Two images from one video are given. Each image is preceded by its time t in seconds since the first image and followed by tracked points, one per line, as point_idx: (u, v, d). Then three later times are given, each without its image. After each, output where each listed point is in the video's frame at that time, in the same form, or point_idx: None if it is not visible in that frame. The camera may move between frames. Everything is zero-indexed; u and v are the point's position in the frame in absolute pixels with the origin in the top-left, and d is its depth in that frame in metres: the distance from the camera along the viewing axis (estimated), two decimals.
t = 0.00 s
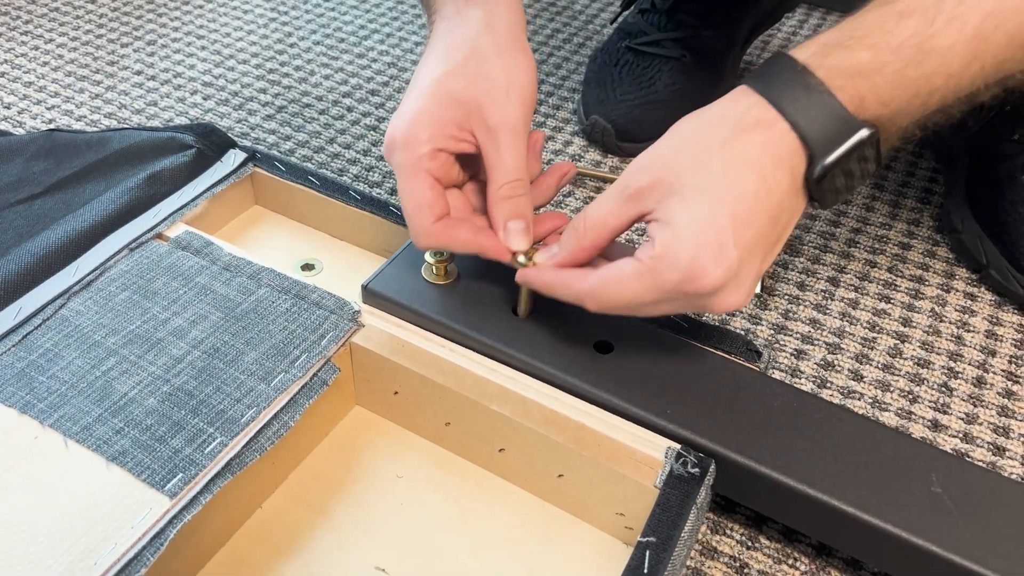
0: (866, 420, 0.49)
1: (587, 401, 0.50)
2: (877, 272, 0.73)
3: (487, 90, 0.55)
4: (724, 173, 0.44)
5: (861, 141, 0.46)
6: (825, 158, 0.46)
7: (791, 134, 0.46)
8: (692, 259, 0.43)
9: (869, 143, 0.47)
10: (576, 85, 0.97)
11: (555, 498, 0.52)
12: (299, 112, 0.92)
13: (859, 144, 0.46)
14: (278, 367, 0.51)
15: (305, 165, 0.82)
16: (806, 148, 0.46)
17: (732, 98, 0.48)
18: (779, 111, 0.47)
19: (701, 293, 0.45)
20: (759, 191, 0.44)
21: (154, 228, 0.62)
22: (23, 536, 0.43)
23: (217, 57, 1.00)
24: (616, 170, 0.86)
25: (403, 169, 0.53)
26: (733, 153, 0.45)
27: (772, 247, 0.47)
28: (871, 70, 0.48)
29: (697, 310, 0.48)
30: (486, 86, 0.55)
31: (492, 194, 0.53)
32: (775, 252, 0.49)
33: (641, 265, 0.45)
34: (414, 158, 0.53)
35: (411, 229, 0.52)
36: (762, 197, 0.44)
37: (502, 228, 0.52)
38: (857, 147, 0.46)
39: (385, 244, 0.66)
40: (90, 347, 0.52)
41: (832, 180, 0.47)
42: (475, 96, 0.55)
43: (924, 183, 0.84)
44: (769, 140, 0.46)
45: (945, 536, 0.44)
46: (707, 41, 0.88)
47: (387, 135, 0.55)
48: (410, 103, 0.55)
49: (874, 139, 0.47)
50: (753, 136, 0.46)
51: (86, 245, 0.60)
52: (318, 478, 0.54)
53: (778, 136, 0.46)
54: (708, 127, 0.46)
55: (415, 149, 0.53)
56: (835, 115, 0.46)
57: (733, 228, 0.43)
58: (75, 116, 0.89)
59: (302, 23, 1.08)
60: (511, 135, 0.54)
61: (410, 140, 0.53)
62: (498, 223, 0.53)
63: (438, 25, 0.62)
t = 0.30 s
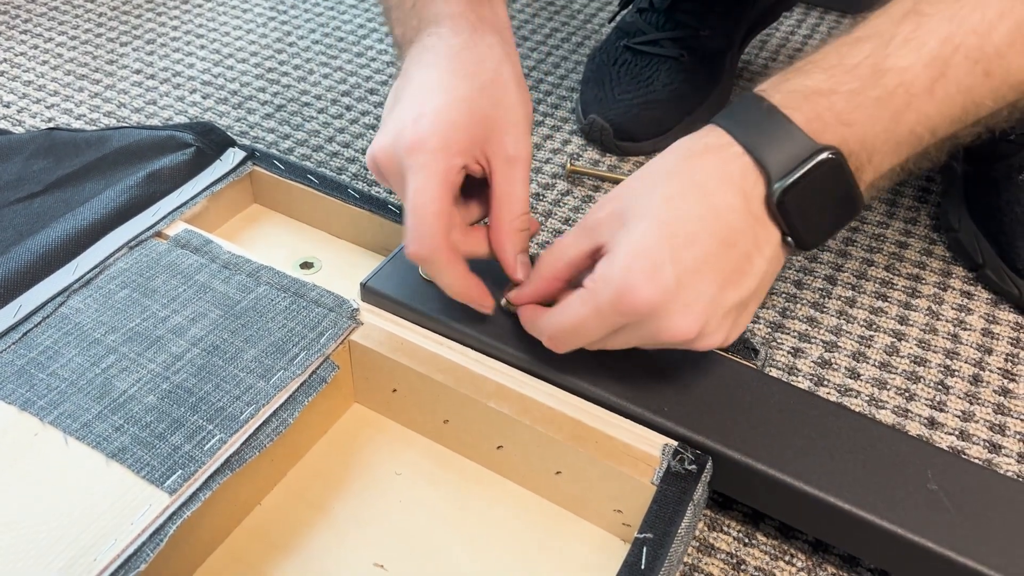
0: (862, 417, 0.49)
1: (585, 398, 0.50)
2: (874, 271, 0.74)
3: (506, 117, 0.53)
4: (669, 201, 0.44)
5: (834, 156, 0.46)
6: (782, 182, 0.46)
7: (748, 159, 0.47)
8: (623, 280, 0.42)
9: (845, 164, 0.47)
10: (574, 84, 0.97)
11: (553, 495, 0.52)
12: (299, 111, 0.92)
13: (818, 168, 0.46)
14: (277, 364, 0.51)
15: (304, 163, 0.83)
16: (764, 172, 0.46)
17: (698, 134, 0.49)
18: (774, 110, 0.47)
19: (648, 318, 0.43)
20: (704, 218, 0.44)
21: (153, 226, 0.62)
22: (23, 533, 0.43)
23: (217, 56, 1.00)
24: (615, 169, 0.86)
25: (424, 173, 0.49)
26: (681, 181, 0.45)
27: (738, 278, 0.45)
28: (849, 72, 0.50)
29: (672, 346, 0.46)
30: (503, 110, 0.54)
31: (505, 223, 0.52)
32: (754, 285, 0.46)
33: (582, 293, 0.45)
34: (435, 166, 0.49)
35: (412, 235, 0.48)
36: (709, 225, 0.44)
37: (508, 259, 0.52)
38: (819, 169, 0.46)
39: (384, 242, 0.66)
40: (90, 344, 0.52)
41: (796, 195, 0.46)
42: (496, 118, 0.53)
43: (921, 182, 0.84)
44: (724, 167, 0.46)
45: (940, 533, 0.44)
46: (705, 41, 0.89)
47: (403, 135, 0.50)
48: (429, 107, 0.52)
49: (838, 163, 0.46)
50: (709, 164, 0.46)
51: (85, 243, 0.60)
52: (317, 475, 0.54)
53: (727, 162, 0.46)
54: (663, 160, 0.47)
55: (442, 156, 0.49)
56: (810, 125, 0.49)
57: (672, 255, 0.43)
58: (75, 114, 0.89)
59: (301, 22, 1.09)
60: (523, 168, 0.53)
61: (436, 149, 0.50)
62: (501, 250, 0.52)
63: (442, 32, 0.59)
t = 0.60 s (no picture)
0: (861, 415, 0.50)
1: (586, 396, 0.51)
2: (873, 269, 0.74)
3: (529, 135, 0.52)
4: (728, 164, 0.45)
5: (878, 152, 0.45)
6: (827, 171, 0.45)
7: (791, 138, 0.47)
8: (670, 228, 0.43)
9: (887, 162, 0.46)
10: (574, 83, 0.98)
11: (553, 492, 0.52)
12: (300, 110, 0.92)
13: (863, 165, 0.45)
14: (279, 363, 0.52)
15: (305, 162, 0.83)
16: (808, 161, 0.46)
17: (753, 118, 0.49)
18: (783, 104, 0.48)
19: (692, 270, 0.44)
20: (757, 187, 0.45)
21: (156, 225, 0.62)
22: (26, 529, 0.43)
23: (218, 56, 1.00)
24: (615, 168, 0.86)
25: (481, 186, 0.47)
26: (735, 151, 0.46)
27: (774, 256, 0.45)
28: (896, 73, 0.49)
29: (710, 316, 0.46)
30: (527, 128, 0.53)
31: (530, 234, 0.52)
32: (786, 270, 0.47)
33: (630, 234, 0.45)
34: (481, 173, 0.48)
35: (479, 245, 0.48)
36: (761, 197, 0.44)
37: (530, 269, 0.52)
38: (863, 167, 0.45)
39: (385, 241, 0.66)
40: (93, 342, 0.52)
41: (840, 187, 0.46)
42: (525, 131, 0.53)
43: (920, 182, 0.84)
44: (770, 144, 0.47)
45: (939, 530, 0.44)
46: (705, 40, 0.89)
47: (449, 143, 0.48)
48: (467, 118, 0.50)
49: (882, 165, 0.46)
50: (753, 139, 0.47)
51: (87, 242, 0.60)
52: (319, 472, 0.54)
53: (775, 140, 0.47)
54: (720, 135, 0.48)
55: (495, 163, 0.48)
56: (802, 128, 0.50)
57: (722, 215, 0.43)
58: (76, 114, 0.89)
59: (302, 21, 1.09)
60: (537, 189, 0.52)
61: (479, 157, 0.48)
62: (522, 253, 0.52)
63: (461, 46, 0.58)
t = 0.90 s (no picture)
0: (863, 416, 0.49)
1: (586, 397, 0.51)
2: (873, 270, 0.74)
3: (524, 27, 0.56)
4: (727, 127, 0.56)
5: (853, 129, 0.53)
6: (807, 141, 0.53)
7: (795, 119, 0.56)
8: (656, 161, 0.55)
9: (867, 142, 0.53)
10: (574, 84, 0.98)
11: (554, 492, 0.52)
12: (300, 110, 0.92)
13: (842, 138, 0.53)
14: (279, 363, 0.52)
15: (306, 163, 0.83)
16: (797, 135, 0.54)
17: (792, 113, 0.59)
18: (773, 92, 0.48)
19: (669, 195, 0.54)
20: (744, 145, 0.54)
21: (157, 225, 0.62)
22: (27, 530, 0.43)
23: (218, 56, 1.00)
24: (615, 169, 0.86)
25: (469, 62, 0.52)
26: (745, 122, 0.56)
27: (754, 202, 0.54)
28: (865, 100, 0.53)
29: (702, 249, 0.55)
30: (512, 9, 0.56)
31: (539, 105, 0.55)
32: (765, 221, 0.54)
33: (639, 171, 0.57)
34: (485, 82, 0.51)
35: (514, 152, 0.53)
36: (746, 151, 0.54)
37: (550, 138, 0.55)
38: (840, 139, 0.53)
39: (386, 241, 0.66)
40: (93, 342, 0.52)
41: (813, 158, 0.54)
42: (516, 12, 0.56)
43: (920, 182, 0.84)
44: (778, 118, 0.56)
45: (940, 531, 0.44)
46: (705, 41, 0.89)
47: (444, 34, 0.54)
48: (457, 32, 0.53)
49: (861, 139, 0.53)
50: (769, 115, 0.57)
51: (88, 242, 0.60)
52: (319, 472, 0.54)
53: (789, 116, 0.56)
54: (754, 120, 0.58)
55: (477, 41, 0.53)
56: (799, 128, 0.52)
57: (700, 156, 0.54)
58: (76, 114, 0.89)
59: (302, 22, 1.09)
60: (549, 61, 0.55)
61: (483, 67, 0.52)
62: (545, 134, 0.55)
63: None
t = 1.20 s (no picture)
0: (865, 417, 0.49)
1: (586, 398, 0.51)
2: (874, 270, 0.74)
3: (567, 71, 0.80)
4: (654, 141, 0.65)
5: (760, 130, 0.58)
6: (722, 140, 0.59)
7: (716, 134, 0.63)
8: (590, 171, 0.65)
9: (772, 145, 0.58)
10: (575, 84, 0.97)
11: (554, 493, 0.52)
12: (300, 110, 0.92)
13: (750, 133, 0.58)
14: (278, 364, 0.52)
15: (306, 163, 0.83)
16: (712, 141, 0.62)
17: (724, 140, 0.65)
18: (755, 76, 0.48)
19: (593, 196, 0.63)
20: (661, 155, 0.63)
21: (156, 225, 0.62)
22: (25, 532, 0.43)
23: (217, 56, 1.00)
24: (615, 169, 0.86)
25: (533, 78, 0.74)
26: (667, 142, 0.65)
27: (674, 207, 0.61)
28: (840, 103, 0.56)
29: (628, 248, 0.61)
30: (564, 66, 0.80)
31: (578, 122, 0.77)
32: (681, 219, 0.61)
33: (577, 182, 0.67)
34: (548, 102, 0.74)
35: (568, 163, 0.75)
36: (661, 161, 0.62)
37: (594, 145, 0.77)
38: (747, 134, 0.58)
39: (386, 242, 0.66)
40: (92, 343, 0.52)
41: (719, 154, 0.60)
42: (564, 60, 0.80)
43: (921, 182, 0.84)
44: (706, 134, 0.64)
45: (942, 533, 0.44)
46: (705, 40, 0.89)
47: (518, 56, 0.75)
48: (529, 68, 0.75)
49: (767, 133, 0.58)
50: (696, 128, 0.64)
51: (87, 243, 0.60)
52: (319, 473, 0.54)
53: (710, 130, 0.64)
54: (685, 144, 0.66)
55: (542, 63, 0.75)
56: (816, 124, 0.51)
57: (621, 162, 0.63)
58: (76, 114, 0.89)
59: (302, 21, 1.09)
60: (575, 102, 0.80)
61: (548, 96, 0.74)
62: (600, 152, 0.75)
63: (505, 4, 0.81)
